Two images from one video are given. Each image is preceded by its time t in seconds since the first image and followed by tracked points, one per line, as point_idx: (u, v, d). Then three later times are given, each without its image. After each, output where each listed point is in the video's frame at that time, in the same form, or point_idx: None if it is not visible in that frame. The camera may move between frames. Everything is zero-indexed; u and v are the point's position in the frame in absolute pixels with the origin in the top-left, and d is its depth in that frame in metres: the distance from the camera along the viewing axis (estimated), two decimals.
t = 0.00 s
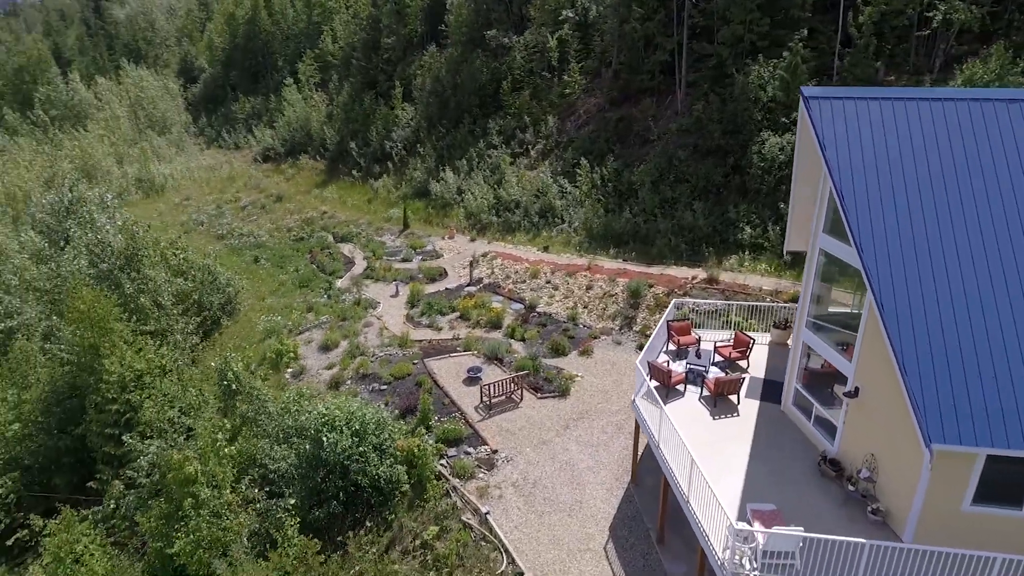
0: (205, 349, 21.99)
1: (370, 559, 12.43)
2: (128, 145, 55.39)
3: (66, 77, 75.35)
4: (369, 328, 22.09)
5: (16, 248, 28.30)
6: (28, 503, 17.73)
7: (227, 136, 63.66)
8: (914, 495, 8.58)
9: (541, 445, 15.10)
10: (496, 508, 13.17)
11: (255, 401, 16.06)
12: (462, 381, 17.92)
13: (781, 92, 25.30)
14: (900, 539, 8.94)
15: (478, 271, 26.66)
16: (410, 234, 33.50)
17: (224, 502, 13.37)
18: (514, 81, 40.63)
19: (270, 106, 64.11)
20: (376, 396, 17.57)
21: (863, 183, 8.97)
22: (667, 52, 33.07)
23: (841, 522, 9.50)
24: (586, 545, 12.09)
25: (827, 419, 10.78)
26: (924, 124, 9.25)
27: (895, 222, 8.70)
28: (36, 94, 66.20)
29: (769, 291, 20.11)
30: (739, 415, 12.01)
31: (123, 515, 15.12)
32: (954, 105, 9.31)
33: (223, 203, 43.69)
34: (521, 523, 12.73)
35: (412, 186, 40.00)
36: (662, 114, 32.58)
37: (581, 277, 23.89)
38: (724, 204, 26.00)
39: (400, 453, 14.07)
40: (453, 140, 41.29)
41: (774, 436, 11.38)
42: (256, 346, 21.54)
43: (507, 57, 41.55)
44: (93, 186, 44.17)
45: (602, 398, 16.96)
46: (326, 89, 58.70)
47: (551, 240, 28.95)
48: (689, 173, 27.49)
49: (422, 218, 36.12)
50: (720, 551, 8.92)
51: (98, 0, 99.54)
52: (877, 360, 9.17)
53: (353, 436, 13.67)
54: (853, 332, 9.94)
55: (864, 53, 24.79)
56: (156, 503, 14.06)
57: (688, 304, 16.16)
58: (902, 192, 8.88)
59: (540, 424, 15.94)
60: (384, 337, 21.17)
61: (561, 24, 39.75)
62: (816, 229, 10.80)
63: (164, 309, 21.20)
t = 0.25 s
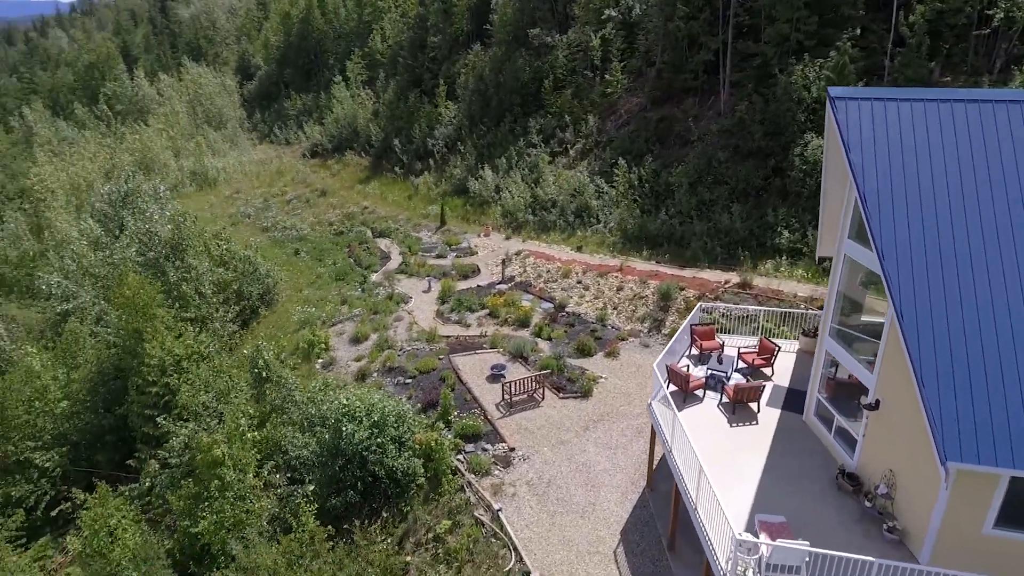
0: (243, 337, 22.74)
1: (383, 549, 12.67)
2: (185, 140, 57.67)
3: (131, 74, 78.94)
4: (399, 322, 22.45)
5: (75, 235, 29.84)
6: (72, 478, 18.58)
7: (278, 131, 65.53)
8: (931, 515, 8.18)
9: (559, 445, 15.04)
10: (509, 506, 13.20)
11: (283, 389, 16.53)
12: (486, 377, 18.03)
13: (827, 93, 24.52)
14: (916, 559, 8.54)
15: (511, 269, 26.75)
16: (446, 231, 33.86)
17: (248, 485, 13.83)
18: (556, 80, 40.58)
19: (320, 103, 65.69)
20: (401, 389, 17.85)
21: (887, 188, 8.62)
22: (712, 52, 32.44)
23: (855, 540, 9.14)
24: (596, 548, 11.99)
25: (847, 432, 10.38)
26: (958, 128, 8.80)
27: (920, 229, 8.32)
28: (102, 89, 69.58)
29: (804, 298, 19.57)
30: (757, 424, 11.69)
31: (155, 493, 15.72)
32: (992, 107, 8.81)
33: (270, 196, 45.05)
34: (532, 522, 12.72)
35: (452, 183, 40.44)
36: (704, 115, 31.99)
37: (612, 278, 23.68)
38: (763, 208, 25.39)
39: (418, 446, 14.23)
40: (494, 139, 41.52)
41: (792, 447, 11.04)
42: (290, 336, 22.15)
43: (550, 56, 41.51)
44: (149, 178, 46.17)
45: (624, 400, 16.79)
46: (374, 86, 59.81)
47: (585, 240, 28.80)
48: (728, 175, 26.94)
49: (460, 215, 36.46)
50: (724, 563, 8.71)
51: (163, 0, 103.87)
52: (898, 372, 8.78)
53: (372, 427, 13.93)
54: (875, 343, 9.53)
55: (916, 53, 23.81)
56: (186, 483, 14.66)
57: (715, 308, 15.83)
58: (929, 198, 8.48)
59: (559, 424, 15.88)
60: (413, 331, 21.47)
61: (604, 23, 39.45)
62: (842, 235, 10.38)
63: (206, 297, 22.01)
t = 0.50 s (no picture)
0: (280, 328, 23.43)
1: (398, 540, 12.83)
2: (239, 135, 59.77)
3: (192, 71, 82.29)
4: (430, 317, 22.73)
5: (130, 225, 31.30)
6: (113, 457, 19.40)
7: (327, 128, 67.06)
8: (951, 539, 7.76)
9: (578, 446, 14.89)
10: (522, 505, 13.18)
11: (312, 379, 16.98)
12: (510, 376, 18.04)
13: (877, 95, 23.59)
14: None
15: (545, 268, 26.72)
16: (483, 229, 34.07)
17: (270, 472, 14.24)
18: (599, 79, 40.27)
19: (369, 100, 66.92)
20: (426, 384, 18.06)
21: (916, 192, 8.21)
22: (759, 51, 31.62)
23: (870, 560, 8.77)
24: (606, 552, 11.86)
25: (871, 447, 9.95)
26: (997, 133, 8.33)
27: (949, 237, 7.91)
28: (165, 86, 72.76)
29: (843, 307, 18.92)
30: (779, 435, 11.31)
31: (186, 475, 16.28)
32: None
33: (316, 191, 46.27)
34: (544, 523, 12.67)
35: (492, 182, 40.69)
36: (749, 116, 31.21)
37: (645, 280, 23.37)
38: (806, 212, 24.63)
39: (438, 441, 14.33)
40: (535, 138, 41.53)
41: (813, 460, 10.65)
42: (324, 328, 22.69)
43: (594, 56, 41.28)
44: (203, 172, 48.03)
45: (648, 404, 16.54)
46: (421, 85, 60.68)
47: (621, 241, 28.52)
48: (770, 179, 26.23)
49: (498, 213, 36.68)
50: None
51: (225, 1, 107.73)
52: (921, 386, 8.36)
53: (392, 422, 14.14)
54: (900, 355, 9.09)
55: (975, 54, 22.67)
56: (215, 467, 15.17)
57: (744, 313, 15.40)
58: (961, 205, 8.04)
59: (579, 425, 15.73)
60: (442, 328, 21.70)
61: (650, 22, 38.92)
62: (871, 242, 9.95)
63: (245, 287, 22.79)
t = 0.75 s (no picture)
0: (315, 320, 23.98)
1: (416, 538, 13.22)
2: (290, 131, 61.48)
3: (249, 69, 85.06)
4: (460, 315, 22.87)
5: (181, 217, 32.60)
6: (152, 438, 20.21)
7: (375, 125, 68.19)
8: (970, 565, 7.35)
9: (597, 450, 14.72)
10: (536, 506, 13.13)
11: (338, 371, 17.26)
12: (534, 376, 17.98)
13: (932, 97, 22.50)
14: None
15: (579, 269, 26.54)
16: (520, 228, 34.09)
17: (293, 460, 14.60)
18: (644, 79, 39.71)
19: (416, 98, 67.71)
20: (451, 381, 18.17)
21: (943, 199, 7.83)
22: (810, 51, 30.58)
23: None
24: (617, 558, 11.72)
25: (895, 465, 9.53)
26: None
27: (979, 247, 7.50)
28: (223, 83, 75.46)
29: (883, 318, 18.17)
30: (800, 448, 10.97)
31: (216, 458, 16.84)
32: None
33: (360, 187, 47.19)
34: (557, 525, 12.60)
35: (532, 182, 40.68)
36: (797, 118, 30.23)
37: (679, 284, 22.94)
38: (852, 219, 23.71)
39: (457, 438, 14.37)
40: (577, 138, 41.28)
41: (834, 476, 10.28)
42: (357, 322, 23.09)
43: (640, 55, 40.71)
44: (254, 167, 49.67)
45: (673, 410, 16.21)
46: (467, 84, 61.10)
47: (657, 244, 28.08)
48: (815, 183, 25.37)
49: (536, 213, 36.65)
50: None
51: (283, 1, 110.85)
52: (944, 403, 7.96)
53: (411, 418, 14.23)
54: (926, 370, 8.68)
55: None
56: (243, 453, 15.66)
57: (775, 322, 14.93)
58: (993, 215, 7.63)
59: (600, 429, 15.53)
60: (471, 325, 21.79)
61: (698, 21, 38.12)
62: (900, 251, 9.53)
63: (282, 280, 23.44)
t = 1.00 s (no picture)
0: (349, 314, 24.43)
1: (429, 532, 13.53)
2: (338, 129, 62.83)
3: (303, 68, 87.37)
4: (490, 314, 22.92)
5: (229, 210, 33.78)
6: (189, 421, 20.90)
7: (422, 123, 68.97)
8: None
9: (616, 455, 14.50)
10: (549, 508, 13.05)
11: (364, 364, 17.51)
12: (559, 378, 17.85)
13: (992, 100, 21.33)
14: None
15: (613, 271, 26.26)
16: (557, 228, 33.94)
17: (316, 450, 14.87)
18: (690, 80, 38.96)
19: (462, 98, 68.20)
20: (475, 379, 18.23)
21: (973, 209, 7.46)
22: (864, 52, 29.40)
23: None
24: (627, 565, 11.58)
25: (918, 485, 9.12)
26: None
27: (1008, 260, 7.12)
28: (278, 82, 77.72)
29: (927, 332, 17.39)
30: (821, 463, 10.61)
31: (247, 444, 17.30)
32: None
33: (402, 185, 47.87)
34: (569, 528, 12.52)
35: (572, 183, 40.46)
36: (847, 121, 29.12)
37: (714, 290, 22.43)
38: (900, 227, 22.71)
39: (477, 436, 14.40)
40: (619, 139, 40.84)
41: (854, 494, 9.92)
42: (389, 317, 23.43)
43: (687, 56, 39.95)
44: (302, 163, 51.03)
45: (698, 418, 15.84)
46: (513, 84, 61.22)
47: (695, 248, 27.52)
48: (863, 189, 24.41)
49: (574, 214, 36.45)
50: None
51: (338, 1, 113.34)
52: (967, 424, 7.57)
53: (430, 415, 14.32)
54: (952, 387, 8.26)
55: None
56: (270, 442, 16.24)
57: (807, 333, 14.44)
58: None
59: (621, 433, 15.29)
60: (500, 325, 21.81)
61: (748, 20, 37.15)
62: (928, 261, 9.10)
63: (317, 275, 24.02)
